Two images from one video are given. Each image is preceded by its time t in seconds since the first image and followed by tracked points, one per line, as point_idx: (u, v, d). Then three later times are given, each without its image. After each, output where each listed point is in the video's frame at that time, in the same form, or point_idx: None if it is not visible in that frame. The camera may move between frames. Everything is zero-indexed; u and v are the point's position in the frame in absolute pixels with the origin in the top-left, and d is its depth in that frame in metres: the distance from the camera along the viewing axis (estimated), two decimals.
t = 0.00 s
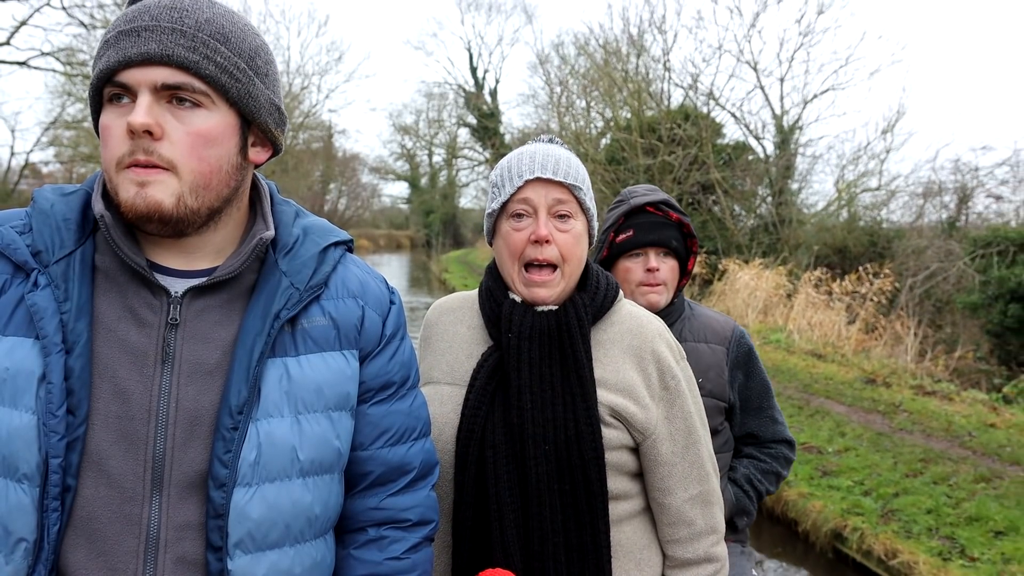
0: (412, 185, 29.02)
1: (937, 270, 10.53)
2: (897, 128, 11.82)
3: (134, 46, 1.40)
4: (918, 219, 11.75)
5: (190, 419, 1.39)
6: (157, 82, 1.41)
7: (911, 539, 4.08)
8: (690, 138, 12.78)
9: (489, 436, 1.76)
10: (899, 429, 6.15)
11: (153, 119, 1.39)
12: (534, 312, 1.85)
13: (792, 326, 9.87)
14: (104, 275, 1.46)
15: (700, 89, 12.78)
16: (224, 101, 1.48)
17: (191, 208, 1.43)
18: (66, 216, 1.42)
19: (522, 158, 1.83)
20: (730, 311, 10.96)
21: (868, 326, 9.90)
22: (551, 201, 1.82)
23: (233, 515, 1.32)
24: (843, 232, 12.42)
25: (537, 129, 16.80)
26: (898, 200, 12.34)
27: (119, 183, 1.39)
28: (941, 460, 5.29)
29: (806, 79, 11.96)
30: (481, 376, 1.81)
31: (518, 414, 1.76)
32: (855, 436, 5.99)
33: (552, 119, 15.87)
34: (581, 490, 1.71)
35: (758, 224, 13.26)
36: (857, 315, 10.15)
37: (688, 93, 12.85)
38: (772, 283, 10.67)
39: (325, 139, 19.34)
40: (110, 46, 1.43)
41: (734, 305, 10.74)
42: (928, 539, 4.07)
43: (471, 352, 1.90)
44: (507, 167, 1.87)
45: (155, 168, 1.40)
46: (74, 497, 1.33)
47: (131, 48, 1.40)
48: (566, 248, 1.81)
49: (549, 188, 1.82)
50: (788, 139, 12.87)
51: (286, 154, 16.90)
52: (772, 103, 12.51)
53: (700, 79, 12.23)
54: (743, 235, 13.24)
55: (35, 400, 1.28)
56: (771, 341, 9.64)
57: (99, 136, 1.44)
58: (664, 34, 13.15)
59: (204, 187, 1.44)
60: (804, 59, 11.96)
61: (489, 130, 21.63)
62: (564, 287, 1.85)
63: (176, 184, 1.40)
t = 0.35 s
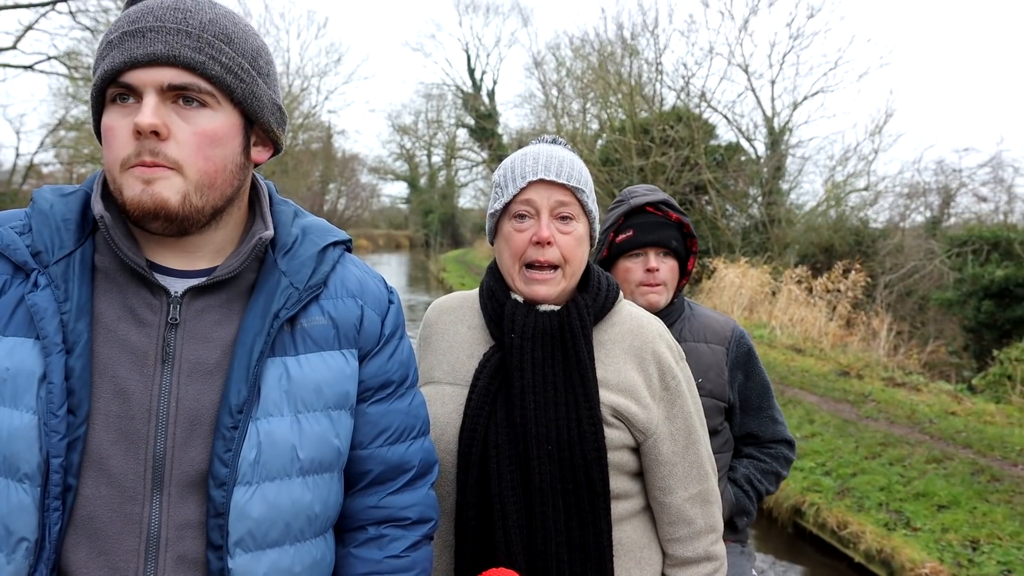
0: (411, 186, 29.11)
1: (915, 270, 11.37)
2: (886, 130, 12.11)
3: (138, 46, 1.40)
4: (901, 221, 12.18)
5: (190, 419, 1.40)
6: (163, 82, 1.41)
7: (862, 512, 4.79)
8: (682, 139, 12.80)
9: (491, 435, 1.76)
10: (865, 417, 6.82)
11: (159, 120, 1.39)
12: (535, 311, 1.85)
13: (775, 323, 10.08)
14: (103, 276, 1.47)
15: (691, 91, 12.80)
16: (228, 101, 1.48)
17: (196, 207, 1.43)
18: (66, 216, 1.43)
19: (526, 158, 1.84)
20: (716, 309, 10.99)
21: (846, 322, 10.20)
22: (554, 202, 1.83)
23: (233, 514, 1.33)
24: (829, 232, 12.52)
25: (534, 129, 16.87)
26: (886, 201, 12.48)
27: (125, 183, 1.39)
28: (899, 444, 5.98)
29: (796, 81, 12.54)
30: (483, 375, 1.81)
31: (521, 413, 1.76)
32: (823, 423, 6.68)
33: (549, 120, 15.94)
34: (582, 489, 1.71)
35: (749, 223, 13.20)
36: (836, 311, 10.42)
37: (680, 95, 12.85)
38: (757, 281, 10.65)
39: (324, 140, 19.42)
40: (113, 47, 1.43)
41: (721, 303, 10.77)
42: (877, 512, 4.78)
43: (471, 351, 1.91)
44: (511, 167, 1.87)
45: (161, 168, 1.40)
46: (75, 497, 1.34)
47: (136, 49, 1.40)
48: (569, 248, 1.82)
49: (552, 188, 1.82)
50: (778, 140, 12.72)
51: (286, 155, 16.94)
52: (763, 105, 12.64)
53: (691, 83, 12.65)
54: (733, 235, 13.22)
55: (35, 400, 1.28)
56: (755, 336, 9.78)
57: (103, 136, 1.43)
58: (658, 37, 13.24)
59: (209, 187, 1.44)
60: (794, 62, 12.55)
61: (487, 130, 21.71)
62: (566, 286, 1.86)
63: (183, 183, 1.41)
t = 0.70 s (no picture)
0: (410, 186, 29.16)
1: (892, 268, 11.66)
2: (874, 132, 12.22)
3: (142, 47, 1.40)
4: (887, 223, 12.29)
5: (190, 418, 1.40)
6: (167, 83, 1.42)
7: (820, 490, 5.18)
8: (674, 140, 12.77)
9: (493, 435, 1.76)
10: (835, 406, 7.17)
11: (164, 120, 1.40)
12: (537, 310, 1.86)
13: (759, 320, 10.18)
14: (103, 276, 1.47)
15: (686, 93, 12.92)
16: (231, 101, 1.49)
17: (201, 207, 1.44)
18: (65, 216, 1.43)
19: (529, 159, 1.84)
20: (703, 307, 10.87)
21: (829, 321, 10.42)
22: (558, 203, 1.83)
23: (233, 511, 1.33)
24: (816, 232, 12.75)
25: (531, 130, 16.92)
26: (873, 201, 12.59)
27: (129, 184, 1.40)
28: (862, 430, 6.36)
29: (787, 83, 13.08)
30: (485, 375, 1.81)
31: (523, 412, 1.76)
32: (795, 411, 7.03)
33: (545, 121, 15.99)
34: (584, 488, 1.72)
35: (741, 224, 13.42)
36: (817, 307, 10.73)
37: (673, 97, 12.86)
38: (742, 279, 10.55)
39: (324, 140, 19.44)
40: (116, 48, 1.43)
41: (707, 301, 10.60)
42: (835, 490, 5.17)
43: (471, 351, 1.91)
44: (515, 167, 1.88)
45: (166, 168, 1.41)
46: (75, 496, 1.34)
47: (140, 50, 1.40)
48: (572, 249, 1.83)
49: (556, 189, 1.83)
50: (770, 143, 12.91)
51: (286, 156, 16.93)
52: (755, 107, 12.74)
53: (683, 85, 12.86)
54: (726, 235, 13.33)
55: (35, 399, 1.29)
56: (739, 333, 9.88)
57: (106, 136, 1.44)
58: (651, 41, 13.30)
59: (213, 186, 1.45)
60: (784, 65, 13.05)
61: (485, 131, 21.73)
62: (568, 285, 1.86)
63: (188, 183, 1.42)
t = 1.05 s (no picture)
0: (409, 185, 29.19)
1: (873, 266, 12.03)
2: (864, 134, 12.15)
3: (143, 48, 1.41)
4: (872, 222, 12.42)
5: (189, 417, 1.41)
6: (168, 84, 1.43)
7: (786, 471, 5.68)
8: (668, 142, 12.71)
9: (494, 435, 1.77)
10: (810, 397, 7.61)
11: (165, 120, 1.41)
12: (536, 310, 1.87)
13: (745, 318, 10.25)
14: (102, 277, 1.48)
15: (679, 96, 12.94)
16: (231, 102, 1.50)
17: (201, 207, 1.45)
18: (64, 217, 1.44)
19: (529, 159, 1.85)
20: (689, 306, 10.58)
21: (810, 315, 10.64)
22: (559, 203, 1.84)
23: (233, 510, 1.34)
24: (804, 232, 12.59)
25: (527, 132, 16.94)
26: (861, 202, 12.61)
27: (130, 184, 1.40)
28: (830, 419, 6.85)
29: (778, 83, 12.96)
30: (485, 375, 1.82)
31: (523, 412, 1.77)
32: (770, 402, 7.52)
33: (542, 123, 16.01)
34: (584, 487, 1.73)
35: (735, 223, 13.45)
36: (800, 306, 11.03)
37: (666, 99, 12.86)
38: (729, 276, 10.40)
39: (324, 141, 19.43)
40: (116, 49, 1.44)
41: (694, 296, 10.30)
42: (801, 471, 5.65)
43: (470, 351, 1.92)
44: (515, 167, 1.88)
45: (166, 168, 1.41)
46: (75, 494, 1.35)
47: (141, 51, 1.41)
48: (573, 249, 1.83)
49: (557, 190, 1.84)
50: (762, 145, 12.77)
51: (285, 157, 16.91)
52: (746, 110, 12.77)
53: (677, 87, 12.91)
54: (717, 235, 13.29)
55: (35, 398, 1.30)
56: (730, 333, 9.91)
57: (106, 137, 1.44)
58: (645, 44, 13.32)
59: (214, 187, 1.46)
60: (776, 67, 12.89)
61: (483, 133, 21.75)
62: (568, 285, 1.87)
63: (188, 184, 1.42)
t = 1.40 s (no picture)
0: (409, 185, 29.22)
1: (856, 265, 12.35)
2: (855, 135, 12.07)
3: (143, 48, 1.41)
4: (858, 224, 12.59)
5: (188, 416, 1.42)
6: (169, 84, 1.43)
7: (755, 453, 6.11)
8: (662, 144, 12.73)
9: (493, 434, 1.78)
10: (786, 388, 7.98)
11: (166, 120, 1.41)
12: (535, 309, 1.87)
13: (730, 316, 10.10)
14: (101, 277, 1.49)
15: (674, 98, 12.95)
16: (231, 101, 1.51)
17: (202, 207, 1.45)
18: (63, 217, 1.45)
19: (528, 159, 1.85)
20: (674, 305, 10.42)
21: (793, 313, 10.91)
22: (558, 203, 1.85)
23: (232, 509, 1.34)
24: (792, 232, 12.62)
25: (524, 133, 16.96)
26: (849, 202, 12.66)
27: (130, 185, 1.41)
28: (803, 408, 7.23)
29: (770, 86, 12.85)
30: (484, 375, 1.83)
31: (522, 411, 1.78)
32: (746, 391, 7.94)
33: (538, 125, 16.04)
34: (582, 486, 1.73)
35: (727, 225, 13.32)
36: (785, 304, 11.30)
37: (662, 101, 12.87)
38: (717, 276, 10.25)
39: (325, 142, 19.46)
40: (116, 49, 1.44)
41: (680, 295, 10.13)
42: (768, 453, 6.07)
43: (469, 350, 1.92)
44: (514, 167, 1.88)
45: (167, 168, 1.42)
46: (75, 494, 1.35)
47: (141, 51, 1.41)
48: (572, 249, 1.84)
49: (556, 190, 1.85)
50: (755, 147, 12.77)
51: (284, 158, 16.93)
52: (739, 112, 12.77)
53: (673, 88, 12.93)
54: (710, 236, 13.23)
55: (35, 398, 1.30)
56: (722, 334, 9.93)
57: (106, 137, 1.44)
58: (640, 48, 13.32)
59: (214, 186, 1.47)
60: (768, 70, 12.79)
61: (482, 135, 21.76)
62: (567, 284, 1.87)
63: (189, 184, 1.43)
